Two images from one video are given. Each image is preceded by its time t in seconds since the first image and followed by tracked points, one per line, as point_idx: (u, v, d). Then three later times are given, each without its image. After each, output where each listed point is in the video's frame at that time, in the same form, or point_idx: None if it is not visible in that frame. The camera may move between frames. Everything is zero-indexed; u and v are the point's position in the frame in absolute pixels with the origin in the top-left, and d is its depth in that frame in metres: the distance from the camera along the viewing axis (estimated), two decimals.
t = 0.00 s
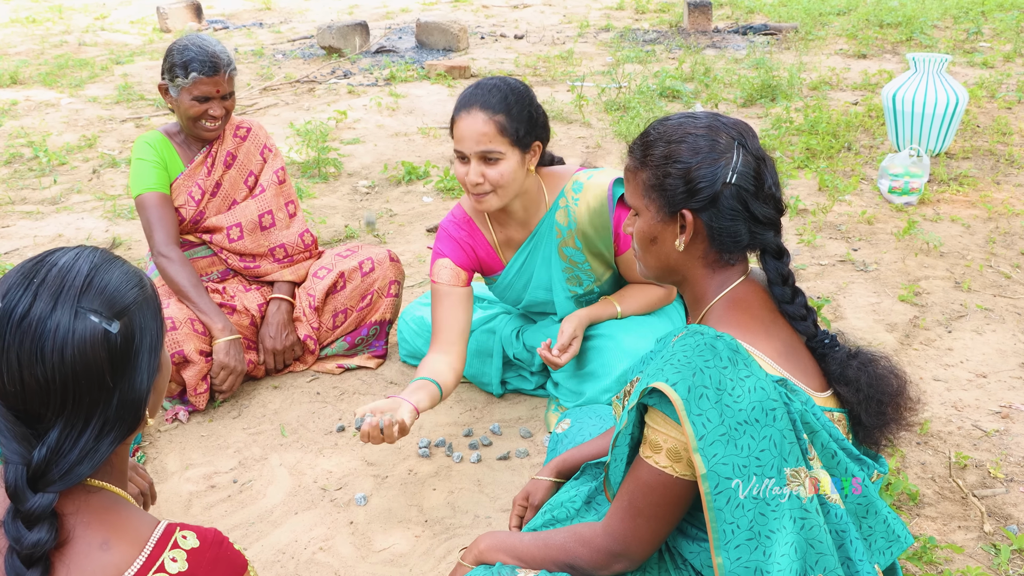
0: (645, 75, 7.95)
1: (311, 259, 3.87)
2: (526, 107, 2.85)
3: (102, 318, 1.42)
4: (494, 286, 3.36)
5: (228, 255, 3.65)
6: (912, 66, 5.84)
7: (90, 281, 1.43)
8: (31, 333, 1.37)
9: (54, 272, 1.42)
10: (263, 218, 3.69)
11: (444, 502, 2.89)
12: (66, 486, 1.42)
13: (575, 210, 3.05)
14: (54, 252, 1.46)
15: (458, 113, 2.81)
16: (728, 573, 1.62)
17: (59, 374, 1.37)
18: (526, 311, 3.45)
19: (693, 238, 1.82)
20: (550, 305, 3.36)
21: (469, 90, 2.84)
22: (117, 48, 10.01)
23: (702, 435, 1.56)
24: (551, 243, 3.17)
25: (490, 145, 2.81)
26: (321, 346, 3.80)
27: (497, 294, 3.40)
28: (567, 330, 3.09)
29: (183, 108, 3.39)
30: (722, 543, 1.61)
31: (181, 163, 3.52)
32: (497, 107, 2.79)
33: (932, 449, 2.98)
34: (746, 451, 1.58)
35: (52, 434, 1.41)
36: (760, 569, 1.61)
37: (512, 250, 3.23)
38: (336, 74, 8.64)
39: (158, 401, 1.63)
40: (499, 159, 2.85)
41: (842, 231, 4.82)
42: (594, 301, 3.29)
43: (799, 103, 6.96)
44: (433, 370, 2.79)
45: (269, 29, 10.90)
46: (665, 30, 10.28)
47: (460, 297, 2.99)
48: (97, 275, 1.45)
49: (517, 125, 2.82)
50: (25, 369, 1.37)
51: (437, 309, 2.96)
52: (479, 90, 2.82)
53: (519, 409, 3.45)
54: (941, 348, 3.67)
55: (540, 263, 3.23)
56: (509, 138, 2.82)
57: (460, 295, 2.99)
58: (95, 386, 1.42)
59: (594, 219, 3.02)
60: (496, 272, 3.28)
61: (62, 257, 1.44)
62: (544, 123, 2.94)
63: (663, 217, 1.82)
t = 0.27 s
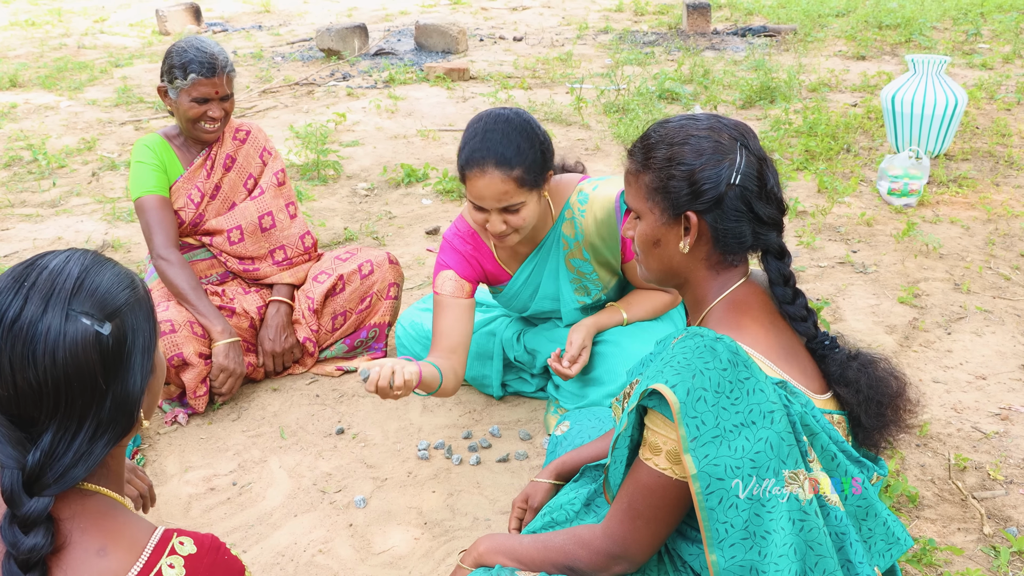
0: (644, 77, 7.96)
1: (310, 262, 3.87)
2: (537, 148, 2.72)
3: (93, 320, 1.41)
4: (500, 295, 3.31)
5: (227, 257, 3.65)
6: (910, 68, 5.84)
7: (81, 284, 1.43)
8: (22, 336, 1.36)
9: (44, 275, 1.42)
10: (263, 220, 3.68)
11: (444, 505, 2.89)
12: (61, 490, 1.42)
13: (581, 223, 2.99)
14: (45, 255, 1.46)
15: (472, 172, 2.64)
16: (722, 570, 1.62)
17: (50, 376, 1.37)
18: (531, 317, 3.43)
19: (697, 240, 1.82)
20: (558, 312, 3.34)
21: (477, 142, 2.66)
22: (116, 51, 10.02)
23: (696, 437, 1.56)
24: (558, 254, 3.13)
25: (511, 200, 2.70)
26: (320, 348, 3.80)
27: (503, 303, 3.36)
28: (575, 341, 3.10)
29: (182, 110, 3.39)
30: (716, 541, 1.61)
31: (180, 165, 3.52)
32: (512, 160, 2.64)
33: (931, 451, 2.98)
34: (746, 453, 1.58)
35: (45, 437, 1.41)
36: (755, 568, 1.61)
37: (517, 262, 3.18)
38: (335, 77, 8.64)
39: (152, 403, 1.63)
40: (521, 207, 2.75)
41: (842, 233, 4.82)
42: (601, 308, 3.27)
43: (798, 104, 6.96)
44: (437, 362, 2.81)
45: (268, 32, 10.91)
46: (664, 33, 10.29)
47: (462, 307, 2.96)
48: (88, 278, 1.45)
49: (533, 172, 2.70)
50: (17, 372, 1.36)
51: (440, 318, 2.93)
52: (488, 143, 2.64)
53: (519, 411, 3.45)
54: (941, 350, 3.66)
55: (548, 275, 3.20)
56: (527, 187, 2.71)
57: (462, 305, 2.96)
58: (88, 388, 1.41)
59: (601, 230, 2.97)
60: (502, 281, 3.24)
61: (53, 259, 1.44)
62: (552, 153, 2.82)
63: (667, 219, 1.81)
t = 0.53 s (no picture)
0: (648, 78, 7.96)
1: (314, 262, 3.87)
2: (570, 121, 2.82)
3: (87, 316, 1.41)
4: (509, 263, 3.36)
5: (232, 257, 3.67)
6: (915, 69, 5.83)
7: (75, 281, 1.43)
8: (16, 333, 1.36)
9: (39, 272, 1.42)
10: (267, 220, 3.69)
11: (448, 505, 2.89)
12: (57, 487, 1.41)
13: (603, 200, 3.07)
14: (42, 254, 1.47)
15: (503, 133, 2.76)
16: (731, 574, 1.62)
17: (43, 373, 1.37)
18: (535, 294, 3.44)
19: (701, 242, 1.83)
20: (559, 293, 3.35)
21: (514, 105, 2.78)
22: (120, 52, 10.05)
23: (705, 439, 1.56)
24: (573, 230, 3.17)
25: (536, 167, 2.81)
26: (325, 349, 3.81)
27: (509, 272, 3.39)
28: (569, 334, 3.09)
29: (187, 111, 3.39)
30: (723, 544, 1.61)
31: (184, 166, 3.53)
32: (542, 128, 2.76)
33: (936, 453, 2.97)
34: (751, 454, 1.58)
35: (40, 433, 1.40)
36: (762, 571, 1.61)
37: (531, 232, 3.24)
38: (339, 78, 8.66)
39: (153, 401, 1.61)
40: (543, 175, 2.85)
41: (846, 234, 4.82)
42: (604, 296, 3.29)
43: (802, 106, 6.95)
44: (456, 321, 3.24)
45: (272, 33, 10.93)
46: (668, 33, 10.29)
47: (475, 269, 3.23)
48: (83, 275, 1.45)
49: (562, 144, 2.82)
50: (11, 369, 1.36)
51: (458, 276, 3.25)
52: (524, 108, 2.76)
53: (523, 412, 3.45)
54: (945, 351, 3.66)
55: (559, 249, 3.21)
56: (553, 158, 2.82)
57: (476, 266, 3.23)
58: (81, 384, 1.40)
59: (621, 213, 3.06)
60: (512, 250, 3.30)
61: (49, 258, 1.44)
62: (585, 129, 2.93)
63: (671, 220, 1.82)
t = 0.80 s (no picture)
0: (652, 78, 7.96)
1: (318, 261, 3.89)
2: (606, 80, 2.94)
3: (81, 310, 1.40)
4: (527, 234, 3.38)
5: (235, 256, 3.68)
6: (919, 70, 5.83)
7: (70, 275, 1.42)
8: (9, 327, 1.35)
9: (34, 268, 1.41)
10: (271, 219, 3.70)
11: (450, 504, 2.90)
12: (53, 480, 1.42)
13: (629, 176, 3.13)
14: (39, 249, 1.46)
15: (542, 86, 2.90)
16: None
17: (37, 367, 1.36)
18: (546, 271, 3.43)
19: (701, 240, 1.83)
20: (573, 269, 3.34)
21: (553, 61, 2.92)
22: (124, 51, 10.07)
23: (711, 437, 1.56)
24: (594, 203, 3.20)
25: (572, 120, 2.92)
26: (328, 347, 3.82)
27: (526, 243, 3.40)
28: (574, 326, 3.11)
29: (192, 109, 3.41)
30: (740, 549, 1.60)
31: (188, 165, 3.54)
32: (579, 83, 2.89)
33: (938, 453, 2.98)
34: (753, 452, 1.58)
35: (35, 428, 1.40)
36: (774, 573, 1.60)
37: (552, 203, 3.31)
38: (343, 77, 8.67)
39: (152, 396, 1.60)
40: (577, 131, 2.96)
41: (849, 235, 4.82)
42: (616, 277, 3.29)
43: (806, 106, 6.95)
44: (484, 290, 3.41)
45: (276, 32, 10.94)
46: (672, 34, 10.28)
47: (500, 238, 3.40)
48: (79, 269, 1.44)
49: (597, 101, 2.94)
50: (5, 364, 1.35)
51: (483, 248, 3.41)
52: (562, 64, 2.91)
53: (525, 411, 3.46)
54: (948, 352, 3.66)
55: (578, 221, 3.23)
56: (588, 113, 2.93)
57: (500, 236, 3.40)
58: (76, 378, 1.40)
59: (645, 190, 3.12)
60: (531, 221, 3.37)
61: (44, 253, 1.44)
62: (619, 93, 3.05)
63: (673, 217, 1.83)
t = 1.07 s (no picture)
0: (653, 77, 7.96)
1: (318, 258, 3.90)
2: (620, 55, 2.97)
3: (74, 305, 1.40)
4: (540, 214, 3.38)
5: (235, 253, 3.68)
6: (919, 69, 5.84)
7: (63, 270, 1.42)
8: (3, 321, 1.36)
9: (29, 262, 1.42)
10: (271, 216, 3.71)
11: (450, 501, 2.91)
12: (49, 476, 1.42)
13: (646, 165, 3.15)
14: (33, 245, 1.47)
15: (556, 64, 2.95)
16: (729, 570, 1.63)
17: (30, 361, 1.36)
18: (553, 253, 3.40)
19: (671, 230, 1.89)
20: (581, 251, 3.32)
21: (566, 40, 2.97)
22: (125, 48, 10.07)
23: (703, 436, 1.57)
24: (608, 186, 3.21)
25: (587, 96, 2.95)
26: (328, 344, 3.82)
27: (539, 223, 3.38)
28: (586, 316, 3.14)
29: (193, 104, 3.41)
30: (722, 541, 1.62)
31: (189, 162, 3.54)
32: (593, 59, 2.93)
33: (936, 451, 2.98)
34: (749, 452, 1.59)
35: (29, 422, 1.40)
36: (760, 567, 1.62)
37: (568, 183, 3.34)
38: (344, 75, 8.67)
39: (148, 392, 1.60)
40: (594, 107, 3.00)
41: (849, 233, 4.82)
42: (624, 264, 3.29)
43: (807, 105, 6.95)
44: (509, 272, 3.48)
45: (277, 30, 10.94)
46: (673, 32, 10.28)
47: (519, 217, 3.45)
48: (73, 264, 1.44)
49: (612, 76, 2.96)
50: None
51: (504, 225, 3.47)
52: (574, 41, 2.95)
53: (525, 408, 3.46)
54: (947, 350, 3.67)
55: (591, 203, 3.23)
56: (604, 88, 2.96)
57: (519, 215, 3.45)
58: (69, 373, 1.39)
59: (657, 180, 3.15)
60: (546, 200, 3.39)
61: (39, 248, 1.44)
62: (634, 68, 3.07)
63: (652, 205, 1.93)
